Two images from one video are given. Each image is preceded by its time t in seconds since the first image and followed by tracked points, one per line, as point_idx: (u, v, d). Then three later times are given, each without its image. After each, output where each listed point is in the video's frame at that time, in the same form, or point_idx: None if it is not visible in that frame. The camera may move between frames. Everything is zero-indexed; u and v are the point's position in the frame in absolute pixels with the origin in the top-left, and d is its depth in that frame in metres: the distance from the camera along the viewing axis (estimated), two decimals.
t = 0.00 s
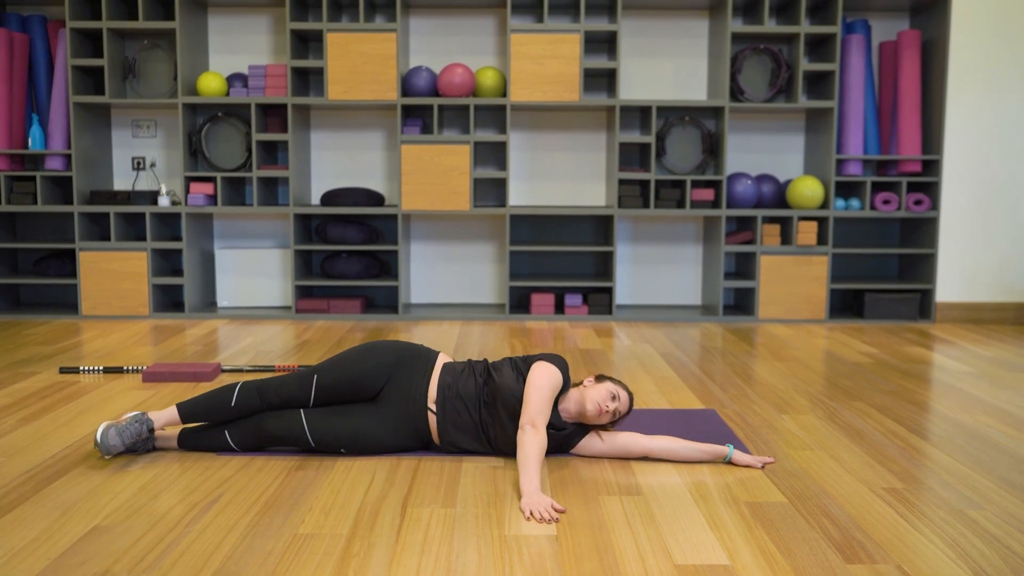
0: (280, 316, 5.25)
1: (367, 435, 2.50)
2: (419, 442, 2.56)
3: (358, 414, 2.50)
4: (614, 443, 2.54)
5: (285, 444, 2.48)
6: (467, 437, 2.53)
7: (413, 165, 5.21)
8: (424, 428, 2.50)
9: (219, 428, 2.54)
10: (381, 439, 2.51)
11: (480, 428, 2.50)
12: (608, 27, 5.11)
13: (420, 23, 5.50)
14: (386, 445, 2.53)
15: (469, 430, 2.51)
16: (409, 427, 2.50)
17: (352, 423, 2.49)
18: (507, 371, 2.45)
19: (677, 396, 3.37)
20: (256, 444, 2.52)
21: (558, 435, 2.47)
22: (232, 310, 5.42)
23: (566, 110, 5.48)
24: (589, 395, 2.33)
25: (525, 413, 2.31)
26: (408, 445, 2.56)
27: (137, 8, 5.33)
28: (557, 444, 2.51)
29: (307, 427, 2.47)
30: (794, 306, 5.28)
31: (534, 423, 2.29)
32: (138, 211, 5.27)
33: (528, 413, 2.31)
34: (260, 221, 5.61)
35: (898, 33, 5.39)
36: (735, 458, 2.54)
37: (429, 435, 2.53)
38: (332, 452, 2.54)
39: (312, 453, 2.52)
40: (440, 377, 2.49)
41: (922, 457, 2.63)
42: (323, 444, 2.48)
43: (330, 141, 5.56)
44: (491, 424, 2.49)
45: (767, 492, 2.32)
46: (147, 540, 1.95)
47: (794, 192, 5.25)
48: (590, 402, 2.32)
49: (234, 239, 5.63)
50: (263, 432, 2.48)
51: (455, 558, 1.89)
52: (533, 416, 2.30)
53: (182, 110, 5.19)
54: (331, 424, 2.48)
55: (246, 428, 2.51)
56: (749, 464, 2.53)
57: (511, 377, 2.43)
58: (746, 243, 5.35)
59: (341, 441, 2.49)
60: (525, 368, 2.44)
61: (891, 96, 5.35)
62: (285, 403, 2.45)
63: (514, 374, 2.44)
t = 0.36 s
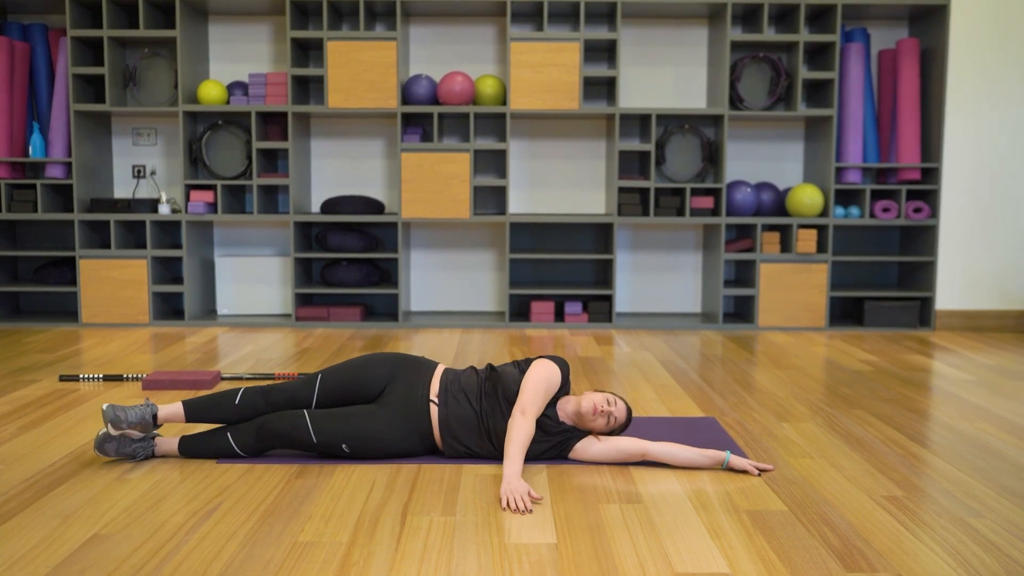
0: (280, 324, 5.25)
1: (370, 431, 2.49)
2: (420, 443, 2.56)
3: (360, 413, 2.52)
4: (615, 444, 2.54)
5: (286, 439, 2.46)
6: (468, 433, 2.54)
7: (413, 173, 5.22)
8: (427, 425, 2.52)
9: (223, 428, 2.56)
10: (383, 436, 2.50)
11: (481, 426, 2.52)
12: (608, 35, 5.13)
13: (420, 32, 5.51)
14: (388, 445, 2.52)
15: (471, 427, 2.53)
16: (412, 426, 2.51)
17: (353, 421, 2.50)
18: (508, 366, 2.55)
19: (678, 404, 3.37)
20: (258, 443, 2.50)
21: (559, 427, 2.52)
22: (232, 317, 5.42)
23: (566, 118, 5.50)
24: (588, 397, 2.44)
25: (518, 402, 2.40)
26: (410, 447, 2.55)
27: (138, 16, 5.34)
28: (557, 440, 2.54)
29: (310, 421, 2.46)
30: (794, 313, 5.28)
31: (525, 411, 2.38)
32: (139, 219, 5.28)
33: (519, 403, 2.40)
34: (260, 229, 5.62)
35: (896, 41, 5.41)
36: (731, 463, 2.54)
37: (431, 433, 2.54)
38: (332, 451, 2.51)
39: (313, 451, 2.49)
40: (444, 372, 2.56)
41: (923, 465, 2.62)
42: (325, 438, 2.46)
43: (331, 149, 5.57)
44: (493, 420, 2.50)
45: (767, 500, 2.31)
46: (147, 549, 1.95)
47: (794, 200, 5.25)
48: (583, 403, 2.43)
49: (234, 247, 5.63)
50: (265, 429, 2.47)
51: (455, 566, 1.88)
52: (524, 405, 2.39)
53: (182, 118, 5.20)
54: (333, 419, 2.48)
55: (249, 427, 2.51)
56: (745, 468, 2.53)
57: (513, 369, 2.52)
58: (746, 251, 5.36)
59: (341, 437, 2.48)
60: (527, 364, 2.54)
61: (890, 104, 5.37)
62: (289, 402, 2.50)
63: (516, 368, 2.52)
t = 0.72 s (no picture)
0: (280, 330, 5.25)
1: (375, 412, 2.56)
2: (424, 436, 2.60)
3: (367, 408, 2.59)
4: (598, 445, 2.56)
5: (294, 422, 2.48)
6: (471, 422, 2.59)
7: (413, 179, 5.23)
8: (431, 407, 2.60)
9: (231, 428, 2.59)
10: (389, 419, 2.56)
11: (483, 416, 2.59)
12: (608, 42, 5.14)
13: (420, 38, 5.53)
14: (394, 430, 2.56)
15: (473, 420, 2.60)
16: (416, 412, 2.59)
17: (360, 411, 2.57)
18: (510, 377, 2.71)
19: (677, 410, 3.37)
20: (265, 433, 2.52)
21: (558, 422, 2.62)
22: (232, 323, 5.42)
23: (566, 124, 5.51)
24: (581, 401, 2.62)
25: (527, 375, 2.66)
26: (415, 439, 2.59)
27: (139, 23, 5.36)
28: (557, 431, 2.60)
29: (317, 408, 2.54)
30: (794, 320, 5.28)
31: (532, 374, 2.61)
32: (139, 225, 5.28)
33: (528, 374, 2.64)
34: (260, 235, 5.62)
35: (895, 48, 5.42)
36: (726, 463, 2.53)
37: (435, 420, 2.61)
38: (340, 436, 2.52)
39: (321, 435, 2.49)
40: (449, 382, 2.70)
41: (923, 471, 2.62)
42: (332, 418, 2.51)
43: (331, 156, 5.58)
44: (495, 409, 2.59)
45: (767, 507, 2.31)
46: (147, 555, 1.95)
47: (793, 207, 5.26)
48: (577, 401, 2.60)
49: (234, 254, 5.64)
50: (274, 420, 2.51)
51: (455, 573, 1.88)
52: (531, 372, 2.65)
53: (183, 125, 5.20)
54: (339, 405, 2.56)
55: (257, 425, 2.54)
56: (741, 468, 2.52)
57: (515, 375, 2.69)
58: (746, 257, 5.36)
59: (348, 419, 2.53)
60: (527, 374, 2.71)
61: (889, 111, 5.38)
62: (299, 399, 2.67)
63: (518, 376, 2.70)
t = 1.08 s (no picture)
0: (280, 333, 5.25)
1: (379, 400, 2.63)
2: (430, 427, 2.64)
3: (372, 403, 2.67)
4: (599, 443, 2.56)
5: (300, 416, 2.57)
6: (473, 410, 2.65)
7: (413, 182, 5.23)
8: (434, 397, 2.66)
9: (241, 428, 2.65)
10: (392, 406, 2.62)
11: (486, 410, 2.66)
12: (608, 44, 5.15)
13: (420, 41, 5.53)
14: (398, 418, 2.60)
15: (477, 414, 2.65)
16: (419, 400, 2.65)
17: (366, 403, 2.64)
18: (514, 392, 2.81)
19: (678, 413, 3.37)
20: (275, 430, 2.58)
21: (562, 418, 2.67)
22: (232, 326, 5.42)
23: (566, 127, 5.51)
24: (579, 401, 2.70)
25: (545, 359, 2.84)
26: (420, 428, 2.62)
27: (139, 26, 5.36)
28: (560, 423, 2.65)
29: (324, 406, 2.63)
30: (794, 322, 5.28)
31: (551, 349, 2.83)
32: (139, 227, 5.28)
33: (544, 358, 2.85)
34: (261, 238, 5.63)
35: (895, 51, 5.43)
36: (723, 466, 2.52)
37: (438, 409, 2.65)
38: (346, 423, 2.57)
39: (326, 424, 2.56)
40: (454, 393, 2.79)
41: (923, 474, 2.62)
42: (337, 408, 2.59)
43: (331, 159, 5.59)
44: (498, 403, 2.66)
45: (767, 510, 2.31)
46: (146, 558, 1.95)
47: (793, 209, 5.26)
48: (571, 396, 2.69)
49: (235, 256, 5.64)
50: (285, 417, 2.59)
51: None
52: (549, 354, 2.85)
53: (183, 127, 5.20)
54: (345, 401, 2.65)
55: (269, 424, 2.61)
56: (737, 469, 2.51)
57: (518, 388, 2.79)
58: (746, 260, 5.36)
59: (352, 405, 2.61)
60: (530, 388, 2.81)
61: (889, 114, 5.39)
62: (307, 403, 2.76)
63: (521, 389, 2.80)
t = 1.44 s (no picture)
0: (280, 335, 5.25)
1: (378, 404, 2.63)
2: (429, 431, 2.63)
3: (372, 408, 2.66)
4: (598, 446, 2.56)
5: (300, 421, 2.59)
6: (473, 417, 2.65)
7: (413, 185, 5.23)
8: (434, 401, 2.66)
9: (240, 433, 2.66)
10: (392, 410, 2.61)
11: (487, 414, 2.66)
12: (608, 48, 5.15)
13: (421, 44, 5.54)
14: (397, 422, 2.60)
15: (477, 417, 2.65)
16: (419, 406, 2.64)
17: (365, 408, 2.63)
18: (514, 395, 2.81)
19: (678, 415, 3.38)
20: (272, 436, 2.58)
21: (564, 420, 2.67)
22: (232, 329, 5.42)
23: (566, 130, 5.51)
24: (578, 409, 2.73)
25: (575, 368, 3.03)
26: (419, 432, 2.61)
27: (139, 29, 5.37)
28: (562, 425, 2.66)
29: (324, 411, 2.63)
30: (794, 325, 5.28)
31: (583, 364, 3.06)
32: (139, 231, 5.28)
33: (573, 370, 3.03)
34: (261, 241, 5.64)
35: (895, 54, 5.44)
36: (722, 471, 2.51)
37: (438, 414, 2.64)
38: (346, 428, 2.57)
39: (326, 429, 2.57)
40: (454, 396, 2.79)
41: (924, 477, 2.62)
42: (337, 412, 2.59)
43: (331, 162, 5.59)
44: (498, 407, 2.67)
45: (767, 513, 2.31)
46: (146, 561, 1.94)
47: (793, 212, 5.27)
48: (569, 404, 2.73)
49: (235, 259, 5.64)
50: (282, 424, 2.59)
51: None
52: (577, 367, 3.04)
53: (183, 130, 5.21)
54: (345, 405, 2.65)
55: (265, 429, 2.61)
56: (736, 473, 2.50)
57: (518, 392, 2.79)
58: (746, 263, 5.37)
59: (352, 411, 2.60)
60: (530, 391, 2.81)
61: (888, 117, 5.39)
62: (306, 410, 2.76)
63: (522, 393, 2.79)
